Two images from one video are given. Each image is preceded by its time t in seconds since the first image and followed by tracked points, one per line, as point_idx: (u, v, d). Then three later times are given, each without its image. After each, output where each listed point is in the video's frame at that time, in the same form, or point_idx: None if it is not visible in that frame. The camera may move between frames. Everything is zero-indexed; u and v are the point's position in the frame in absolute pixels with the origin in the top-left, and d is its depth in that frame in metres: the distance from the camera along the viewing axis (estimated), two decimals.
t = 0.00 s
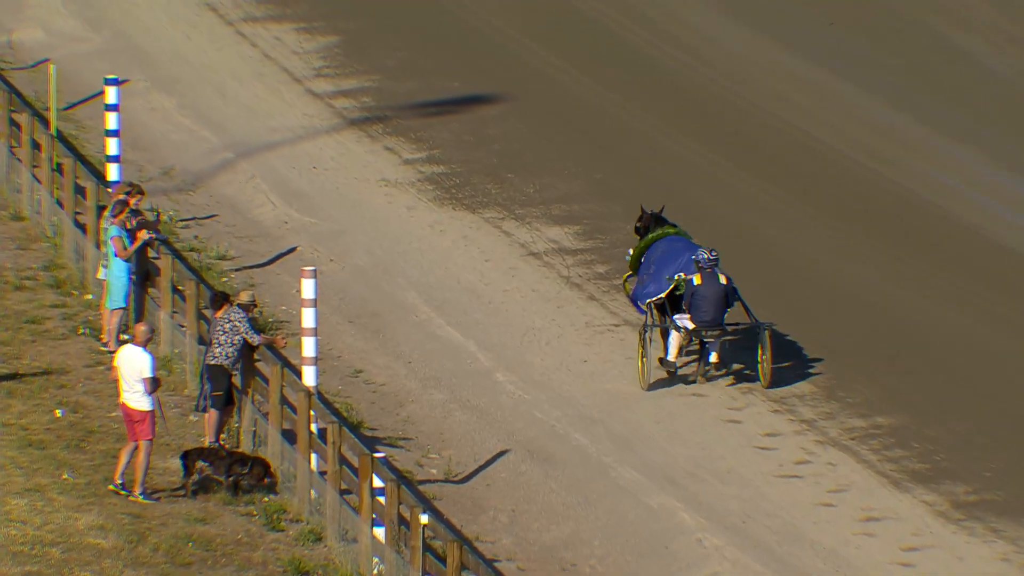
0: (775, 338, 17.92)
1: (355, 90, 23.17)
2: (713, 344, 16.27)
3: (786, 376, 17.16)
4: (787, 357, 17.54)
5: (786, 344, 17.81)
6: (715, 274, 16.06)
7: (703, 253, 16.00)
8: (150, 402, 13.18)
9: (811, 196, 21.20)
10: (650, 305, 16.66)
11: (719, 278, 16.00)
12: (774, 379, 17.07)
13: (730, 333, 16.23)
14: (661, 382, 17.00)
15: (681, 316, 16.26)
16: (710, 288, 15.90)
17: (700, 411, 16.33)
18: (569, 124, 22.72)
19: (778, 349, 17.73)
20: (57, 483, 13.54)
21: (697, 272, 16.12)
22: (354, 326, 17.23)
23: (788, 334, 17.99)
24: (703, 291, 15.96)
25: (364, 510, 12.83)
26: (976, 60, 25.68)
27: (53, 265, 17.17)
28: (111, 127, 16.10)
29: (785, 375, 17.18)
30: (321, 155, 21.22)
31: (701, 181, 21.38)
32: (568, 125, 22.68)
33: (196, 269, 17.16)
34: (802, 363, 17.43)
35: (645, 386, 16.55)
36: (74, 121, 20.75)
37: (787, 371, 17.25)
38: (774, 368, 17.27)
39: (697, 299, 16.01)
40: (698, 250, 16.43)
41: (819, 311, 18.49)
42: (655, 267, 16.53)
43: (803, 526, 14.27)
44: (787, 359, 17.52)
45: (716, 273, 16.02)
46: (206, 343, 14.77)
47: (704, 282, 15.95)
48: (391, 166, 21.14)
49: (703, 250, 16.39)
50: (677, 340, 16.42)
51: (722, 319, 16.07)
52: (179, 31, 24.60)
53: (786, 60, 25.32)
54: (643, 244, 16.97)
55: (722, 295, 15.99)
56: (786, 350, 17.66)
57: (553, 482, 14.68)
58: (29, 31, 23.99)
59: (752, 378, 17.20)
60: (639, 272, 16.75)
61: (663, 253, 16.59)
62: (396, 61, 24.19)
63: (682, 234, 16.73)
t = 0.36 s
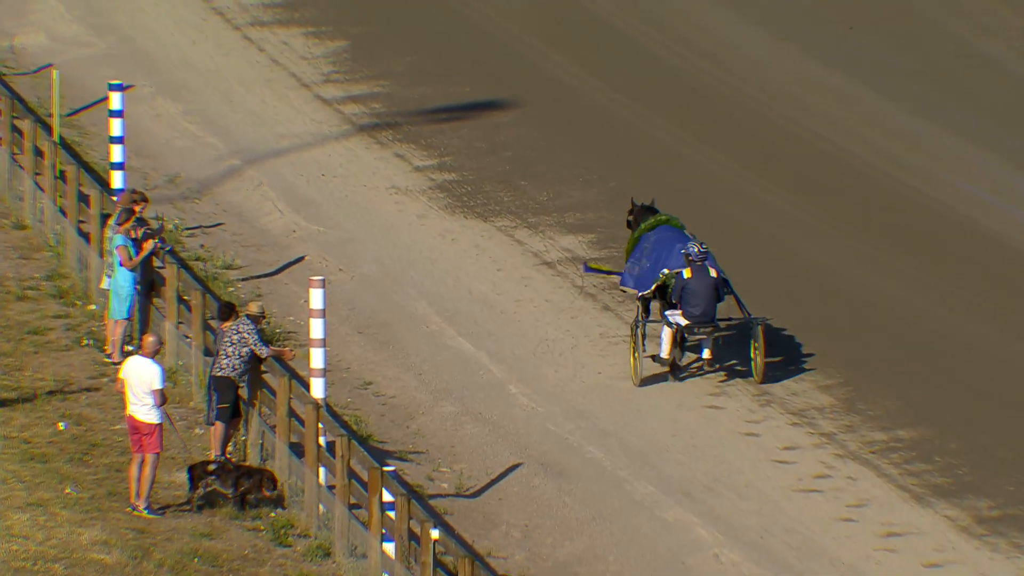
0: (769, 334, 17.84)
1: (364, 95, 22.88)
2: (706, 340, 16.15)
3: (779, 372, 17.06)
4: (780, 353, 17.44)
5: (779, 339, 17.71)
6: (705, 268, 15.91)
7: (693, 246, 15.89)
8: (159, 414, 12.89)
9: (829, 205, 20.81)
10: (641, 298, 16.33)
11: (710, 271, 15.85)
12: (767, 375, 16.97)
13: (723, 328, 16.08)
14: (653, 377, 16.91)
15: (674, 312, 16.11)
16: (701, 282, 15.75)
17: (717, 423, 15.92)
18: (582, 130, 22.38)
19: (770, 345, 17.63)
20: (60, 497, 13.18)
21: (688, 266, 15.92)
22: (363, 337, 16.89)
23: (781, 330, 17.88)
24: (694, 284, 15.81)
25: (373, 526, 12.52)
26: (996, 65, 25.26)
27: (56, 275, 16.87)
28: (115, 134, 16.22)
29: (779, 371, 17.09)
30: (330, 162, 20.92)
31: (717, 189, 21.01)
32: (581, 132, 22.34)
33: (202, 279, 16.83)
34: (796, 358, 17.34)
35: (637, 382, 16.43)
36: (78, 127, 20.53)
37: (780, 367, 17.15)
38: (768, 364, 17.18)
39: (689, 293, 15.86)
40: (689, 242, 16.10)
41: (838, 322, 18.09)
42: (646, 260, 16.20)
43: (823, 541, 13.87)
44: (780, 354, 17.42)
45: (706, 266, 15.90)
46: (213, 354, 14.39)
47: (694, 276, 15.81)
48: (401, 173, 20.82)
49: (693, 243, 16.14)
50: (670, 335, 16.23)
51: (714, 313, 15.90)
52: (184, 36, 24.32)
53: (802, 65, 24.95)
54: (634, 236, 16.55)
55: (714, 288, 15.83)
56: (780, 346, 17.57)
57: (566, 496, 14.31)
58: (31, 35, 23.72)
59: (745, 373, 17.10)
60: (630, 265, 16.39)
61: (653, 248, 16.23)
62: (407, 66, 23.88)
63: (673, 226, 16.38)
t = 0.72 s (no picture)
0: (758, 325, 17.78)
1: (371, 97, 22.60)
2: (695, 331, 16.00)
3: (769, 363, 17.00)
4: (771, 344, 17.37)
5: (770, 331, 17.64)
6: (695, 258, 15.90)
7: (682, 236, 15.87)
8: (163, 422, 12.60)
9: (845, 209, 20.43)
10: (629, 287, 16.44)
11: (700, 262, 15.85)
12: (757, 366, 16.91)
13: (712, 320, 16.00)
14: (642, 369, 16.85)
15: (663, 303, 16.07)
16: (692, 272, 15.73)
17: (732, 432, 15.55)
18: (593, 133, 22.05)
19: (760, 336, 17.56)
20: (60, 507, 12.82)
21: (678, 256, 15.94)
22: (370, 344, 16.56)
23: (770, 321, 17.82)
24: (684, 275, 15.78)
25: (381, 536, 12.17)
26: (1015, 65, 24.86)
27: (57, 280, 16.59)
28: (116, 137, 16.01)
29: (769, 362, 17.02)
30: (337, 165, 20.62)
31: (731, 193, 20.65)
32: (593, 134, 22.00)
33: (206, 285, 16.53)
34: (786, 349, 17.27)
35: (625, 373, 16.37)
36: (79, 130, 20.30)
37: (770, 359, 17.08)
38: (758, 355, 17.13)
39: (678, 284, 15.81)
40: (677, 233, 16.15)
41: (855, 329, 17.71)
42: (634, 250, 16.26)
43: (840, 552, 13.50)
44: (770, 345, 17.35)
45: (696, 257, 15.88)
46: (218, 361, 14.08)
47: (684, 266, 15.81)
48: (409, 176, 20.51)
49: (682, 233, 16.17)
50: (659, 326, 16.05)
51: (704, 304, 15.85)
52: (187, 36, 24.06)
53: (817, 67, 24.58)
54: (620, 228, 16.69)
55: (703, 279, 15.80)
56: (770, 336, 17.53)
57: (578, 506, 13.96)
58: (31, 36, 23.45)
59: (734, 365, 17.04)
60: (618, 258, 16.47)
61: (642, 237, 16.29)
62: (414, 67, 23.58)
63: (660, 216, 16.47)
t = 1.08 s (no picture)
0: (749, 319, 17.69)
1: (382, 103, 22.30)
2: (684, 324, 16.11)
3: (762, 357, 16.91)
4: (764, 339, 17.28)
5: (762, 325, 17.55)
6: (689, 253, 15.93)
7: (677, 230, 15.87)
8: (169, 433, 12.28)
9: (866, 218, 20.05)
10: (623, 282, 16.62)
11: (693, 257, 15.86)
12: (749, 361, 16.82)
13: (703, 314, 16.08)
14: (633, 363, 16.74)
15: (654, 296, 16.14)
16: (684, 267, 15.76)
17: (751, 444, 15.16)
18: (607, 139, 21.71)
19: (753, 331, 17.47)
20: (64, 521, 12.49)
21: (671, 250, 15.96)
22: (381, 355, 16.22)
23: (761, 315, 17.75)
24: (676, 269, 15.81)
25: (392, 551, 11.84)
26: None
27: (61, 289, 16.30)
28: (121, 143, 15.75)
29: (762, 357, 16.92)
30: (347, 172, 20.32)
31: (748, 201, 20.29)
32: (606, 141, 21.67)
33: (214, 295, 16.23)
34: (780, 344, 17.17)
35: (615, 367, 16.28)
36: (84, 136, 20.04)
37: (764, 353, 16.99)
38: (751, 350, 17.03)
39: (670, 277, 15.85)
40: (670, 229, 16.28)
41: (876, 339, 17.32)
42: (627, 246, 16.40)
43: (861, 568, 13.13)
44: (764, 340, 17.26)
45: (689, 252, 15.89)
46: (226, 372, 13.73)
47: (677, 261, 15.83)
48: (421, 184, 20.20)
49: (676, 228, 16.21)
50: (649, 320, 16.23)
51: (695, 298, 15.93)
52: (194, 40, 23.79)
53: (835, 72, 24.22)
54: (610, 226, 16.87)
55: (696, 273, 15.84)
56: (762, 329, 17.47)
57: (593, 521, 13.60)
58: (34, 39, 23.17)
59: (726, 359, 16.95)
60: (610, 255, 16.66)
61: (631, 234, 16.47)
62: (425, 72, 23.27)
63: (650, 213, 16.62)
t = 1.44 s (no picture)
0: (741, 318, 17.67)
1: (396, 114, 22.11)
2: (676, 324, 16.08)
3: (755, 356, 16.89)
4: (758, 338, 17.25)
5: (754, 324, 17.54)
6: (682, 252, 15.94)
7: (671, 228, 15.86)
8: (179, 449, 12.04)
9: (887, 231, 19.76)
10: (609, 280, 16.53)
11: (686, 255, 15.86)
12: (741, 359, 16.80)
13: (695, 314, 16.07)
14: (624, 363, 16.74)
15: (645, 295, 16.12)
16: (677, 266, 15.76)
17: (771, 462, 14.85)
18: (624, 151, 21.45)
19: (746, 330, 17.46)
20: (74, 540, 12.22)
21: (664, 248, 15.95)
22: (395, 370, 15.97)
23: (753, 313, 17.74)
24: (669, 268, 15.81)
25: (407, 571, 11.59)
26: None
27: (70, 304, 16.08)
28: (132, 156, 15.57)
29: (755, 356, 16.90)
30: (361, 185, 20.11)
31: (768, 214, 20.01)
32: (624, 152, 21.41)
33: (226, 309, 16.00)
34: (774, 343, 17.15)
35: (607, 367, 16.25)
36: (94, 148, 19.88)
37: (757, 352, 16.96)
38: (744, 350, 17.01)
39: (662, 276, 15.85)
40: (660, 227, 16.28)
41: (898, 354, 17.01)
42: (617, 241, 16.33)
43: None
44: (757, 339, 17.24)
45: (682, 250, 15.90)
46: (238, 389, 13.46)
47: (670, 259, 15.82)
48: (436, 197, 19.96)
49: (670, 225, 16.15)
50: (639, 319, 16.09)
51: (687, 297, 15.92)
52: (206, 51, 23.63)
53: (855, 84, 23.93)
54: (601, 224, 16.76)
55: (688, 272, 15.84)
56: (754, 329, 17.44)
57: (611, 539, 13.32)
58: (44, 50, 23.02)
59: (719, 358, 16.93)
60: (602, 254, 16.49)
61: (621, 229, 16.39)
62: (440, 83, 23.08)
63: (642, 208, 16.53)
